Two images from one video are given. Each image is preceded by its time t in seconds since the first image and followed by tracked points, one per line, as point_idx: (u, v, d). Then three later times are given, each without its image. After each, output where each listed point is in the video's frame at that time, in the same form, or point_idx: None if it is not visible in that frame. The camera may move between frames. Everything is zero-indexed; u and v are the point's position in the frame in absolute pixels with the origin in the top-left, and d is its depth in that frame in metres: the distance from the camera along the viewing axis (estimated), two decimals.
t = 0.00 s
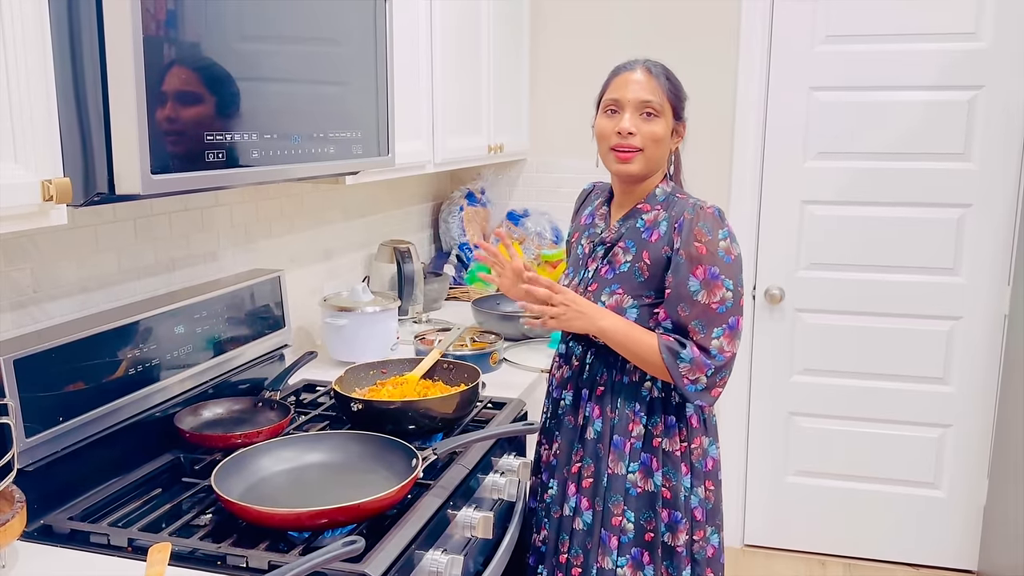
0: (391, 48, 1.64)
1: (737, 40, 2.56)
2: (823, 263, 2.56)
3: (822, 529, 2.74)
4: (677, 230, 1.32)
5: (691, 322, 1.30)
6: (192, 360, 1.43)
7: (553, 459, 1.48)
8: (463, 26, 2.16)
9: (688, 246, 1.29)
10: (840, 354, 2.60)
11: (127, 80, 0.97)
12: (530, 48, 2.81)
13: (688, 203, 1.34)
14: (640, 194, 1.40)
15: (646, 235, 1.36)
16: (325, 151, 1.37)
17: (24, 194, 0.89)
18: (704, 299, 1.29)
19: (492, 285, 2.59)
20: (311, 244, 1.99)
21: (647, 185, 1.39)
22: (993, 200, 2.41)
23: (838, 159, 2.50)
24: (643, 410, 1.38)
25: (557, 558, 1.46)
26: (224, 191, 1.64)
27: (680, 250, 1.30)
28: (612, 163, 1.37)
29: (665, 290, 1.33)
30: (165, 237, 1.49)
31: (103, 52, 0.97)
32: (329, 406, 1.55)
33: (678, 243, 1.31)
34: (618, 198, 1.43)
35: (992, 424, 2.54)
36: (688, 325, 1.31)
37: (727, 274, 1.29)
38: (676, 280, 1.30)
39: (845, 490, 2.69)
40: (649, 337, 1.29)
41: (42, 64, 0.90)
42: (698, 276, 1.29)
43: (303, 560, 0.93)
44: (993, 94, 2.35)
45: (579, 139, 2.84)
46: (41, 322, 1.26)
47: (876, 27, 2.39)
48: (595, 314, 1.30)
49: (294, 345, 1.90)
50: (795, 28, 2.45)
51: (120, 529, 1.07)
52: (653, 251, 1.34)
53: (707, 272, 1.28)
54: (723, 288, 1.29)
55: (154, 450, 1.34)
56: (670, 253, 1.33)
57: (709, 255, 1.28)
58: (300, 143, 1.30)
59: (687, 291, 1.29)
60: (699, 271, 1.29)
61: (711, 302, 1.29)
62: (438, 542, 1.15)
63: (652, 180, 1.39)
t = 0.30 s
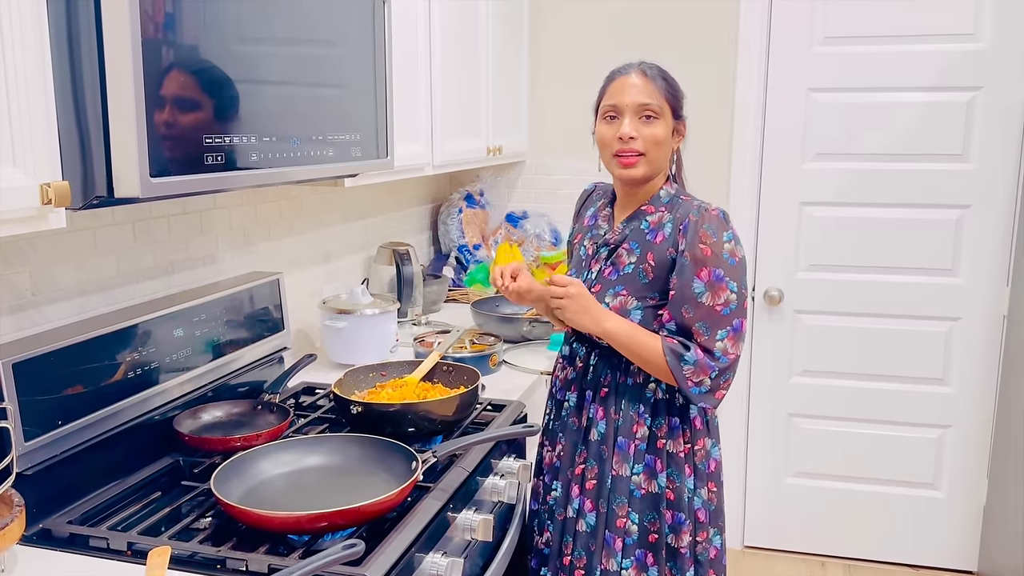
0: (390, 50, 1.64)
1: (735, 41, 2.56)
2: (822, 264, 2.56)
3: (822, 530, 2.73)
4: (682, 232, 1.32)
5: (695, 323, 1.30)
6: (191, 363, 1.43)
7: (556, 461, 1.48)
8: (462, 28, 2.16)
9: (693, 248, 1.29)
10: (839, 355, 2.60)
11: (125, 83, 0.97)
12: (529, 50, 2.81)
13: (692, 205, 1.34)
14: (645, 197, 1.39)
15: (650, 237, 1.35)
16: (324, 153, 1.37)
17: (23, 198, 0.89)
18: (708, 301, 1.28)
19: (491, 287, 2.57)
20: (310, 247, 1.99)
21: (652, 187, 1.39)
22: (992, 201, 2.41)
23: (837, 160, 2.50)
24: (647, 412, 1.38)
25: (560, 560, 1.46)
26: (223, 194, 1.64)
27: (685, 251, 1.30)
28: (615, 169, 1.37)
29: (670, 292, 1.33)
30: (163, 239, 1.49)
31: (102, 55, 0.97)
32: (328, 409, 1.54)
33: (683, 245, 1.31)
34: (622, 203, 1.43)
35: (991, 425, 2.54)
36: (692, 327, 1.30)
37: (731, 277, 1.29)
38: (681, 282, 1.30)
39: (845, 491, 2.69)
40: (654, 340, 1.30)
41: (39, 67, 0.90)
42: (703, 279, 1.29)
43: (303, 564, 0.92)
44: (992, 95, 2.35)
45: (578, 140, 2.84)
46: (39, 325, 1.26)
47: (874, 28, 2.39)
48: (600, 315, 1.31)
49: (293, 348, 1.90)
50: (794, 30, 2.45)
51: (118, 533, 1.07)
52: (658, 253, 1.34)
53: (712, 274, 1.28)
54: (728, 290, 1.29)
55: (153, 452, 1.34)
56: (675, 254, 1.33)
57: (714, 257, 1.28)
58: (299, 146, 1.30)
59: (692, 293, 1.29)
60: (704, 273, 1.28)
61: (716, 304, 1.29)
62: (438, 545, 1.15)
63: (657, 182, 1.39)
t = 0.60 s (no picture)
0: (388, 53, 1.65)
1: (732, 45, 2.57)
2: (820, 267, 2.57)
3: (821, 532, 2.74)
4: (686, 237, 1.32)
5: (699, 328, 1.30)
6: (190, 368, 1.43)
7: (556, 464, 1.48)
8: (459, 32, 2.17)
9: (697, 253, 1.30)
10: (837, 357, 2.61)
11: (123, 89, 0.97)
12: (527, 53, 2.82)
13: (696, 210, 1.34)
14: (647, 203, 1.40)
15: (654, 242, 1.36)
16: (322, 158, 1.38)
17: (21, 204, 0.89)
18: (712, 306, 1.29)
19: (490, 290, 2.61)
20: (308, 251, 1.99)
21: (653, 193, 1.39)
22: (989, 203, 2.42)
23: (835, 163, 2.50)
24: (647, 416, 1.38)
25: (559, 563, 1.46)
26: (221, 198, 1.64)
27: (689, 257, 1.30)
28: (615, 176, 1.38)
29: (674, 297, 1.33)
30: (162, 244, 1.49)
31: (100, 60, 0.97)
32: (327, 413, 1.54)
33: (687, 250, 1.31)
34: (624, 208, 1.44)
35: (989, 427, 2.55)
36: (696, 332, 1.31)
37: (734, 282, 1.30)
38: (684, 287, 1.30)
39: (843, 494, 2.69)
40: (656, 345, 1.30)
41: (38, 73, 0.90)
42: (706, 283, 1.29)
43: (302, 569, 0.92)
44: (988, 98, 2.36)
45: (576, 144, 2.85)
46: (37, 330, 1.26)
47: (871, 31, 2.40)
48: (602, 319, 1.32)
49: (292, 352, 1.90)
50: (791, 34, 2.46)
51: (117, 538, 1.07)
52: (662, 258, 1.34)
53: (716, 279, 1.29)
54: (731, 295, 1.30)
55: (151, 457, 1.34)
56: (679, 260, 1.33)
57: (718, 263, 1.29)
58: (297, 150, 1.30)
59: (695, 298, 1.29)
60: (708, 279, 1.29)
61: (719, 308, 1.29)
62: (436, 549, 1.15)
63: (658, 187, 1.39)
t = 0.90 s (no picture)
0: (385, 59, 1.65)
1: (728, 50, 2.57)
2: (817, 271, 2.57)
3: (819, 536, 2.74)
4: (685, 243, 1.32)
5: (700, 334, 1.30)
6: (186, 373, 1.42)
7: (556, 471, 1.47)
8: (456, 36, 2.17)
9: (697, 259, 1.30)
10: (835, 361, 2.61)
11: (119, 94, 0.96)
12: (523, 57, 2.82)
13: (693, 216, 1.34)
14: (642, 208, 1.40)
15: (652, 248, 1.36)
16: (319, 163, 1.37)
17: (18, 211, 0.89)
18: (713, 312, 1.29)
19: (487, 295, 2.61)
20: (305, 256, 1.99)
21: (649, 198, 1.39)
22: (986, 207, 2.42)
23: (831, 167, 2.50)
24: (649, 422, 1.38)
25: (559, 570, 1.46)
26: (218, 204, 1.64)
27: (689, 263, 1.30)
28: (613, 178, 1.38)
29: (674, 303, 1.33)
30: (158, 250, 1.49)
31: (96, 64, 0.96)
32: (323, 419, 1.54)
33: (686, 257, 1.31)
34: (621, 213, 1.43)
35: (987, 430, 2.55)
36: (697, 338, 1.31)
37: (734, 287, 1.30)
38: (685, 294, 1.30)
39: (841, 498, 2.69)
40: (659, 351, 1.30)
41: (34, 79, 0.90)
42: (707, 289, 1.29)
43: None
44: (984, 102, 2.36)
45: (573, 148, 2.85)
46: (33, 337, 1.25)
47: (867, 35, 2.40)
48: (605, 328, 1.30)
49: (289, 358, 1.90)
50: (787, 38, 2.46)
51: (113, 546, 1.07)
52: (661, 264, 1.35)
53: (716, 284, 1.29)
54: (731, 301, 1.30)
55: (147, 464, 1.33)
56: (679, 266, 1.33)
57: (718, 268, 1.29)
58: (294, 156, 1.30)
59: (696, 304, 1.29)
60: (708, 285, 1.29)
61: (720, 314, 1.29)
62: (433, 556, 1.15)
63: (655, 193, 1.39)
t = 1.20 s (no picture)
0: (383, 63, 1.65)
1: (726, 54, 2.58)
2: (815, 275, 2.57)
3: (817, 540, 2.74)
4: (679, 247, 1.32)
5: (694, 338, 1.30)
6: (183, 378, 1.42)
7: (554, 476, 1.47)
8: (453, 40, 2.17)
9: (691, 263, 1.30)
10: (833, 365, 2.61)
11: (116, 99, 0.96)
12: (521, 61, 2.82)
13: (688, 221, 1.34)
14: (637, 212, 1.40)
15: (647, 253, 1.35)
16: (316, 168, 1.37)
17: (13, 216, 0.89)
18: (707, 316, 1.29)
19: (484, 299, 2.60)
20: (302, 260, 1.99)
21: (643, 202, 1.39)
22: (983, 210, 2.42)
23: (829, 171, 2.51)
24: (646, 426, 1.38)
25: None
26: (215, 208, 1.64)
27: (683, 267, 1.31)
28: (606, 181, 1.38)
29: (669, 308, 1.33)
30: (155, 254, 1.49)
31: (92, 68, 0.96)
32: (320, 424, 1.54)
33: (681, 261, 1.31)
34: (616, 217, 1.43)
35: (985, 434, 2.55)
36: (692, 342, 1.31)
37: (729, 291, 1.29)
38: (680, 298, 1.30)
39: (839, 502, 2.69)
40: (654, 354, 1.30)
41: (30, 84, 0.90)
42: (701, 293, 1.29)
43: None
44: (981, 106, 2.37)
45: (570, 152, 2.85)
46: (30, 342, 1.25)
47: (864, 39, 2.41)
48: (603, 326, 1.30)
49: (286, 362, 1.89)
50: (784, 42, 2.47)
51: (109, 552, 1.07)
52: (655, 269, 1.34)
53: (711, 288, 1.29)
54: (726, 304, 1.29)
55: (144, 469, 1.33)
56: (673, 270, 1.33)
57: (712, 272, 1.29)
58: (291, 160, 1.30)
59: (691, 308, 1.29)
60: (703, 288, 1.29)
61: (715, 318, 1.29)
62: (431, 561, 1.15)
63: (649, 197, 1.39)
